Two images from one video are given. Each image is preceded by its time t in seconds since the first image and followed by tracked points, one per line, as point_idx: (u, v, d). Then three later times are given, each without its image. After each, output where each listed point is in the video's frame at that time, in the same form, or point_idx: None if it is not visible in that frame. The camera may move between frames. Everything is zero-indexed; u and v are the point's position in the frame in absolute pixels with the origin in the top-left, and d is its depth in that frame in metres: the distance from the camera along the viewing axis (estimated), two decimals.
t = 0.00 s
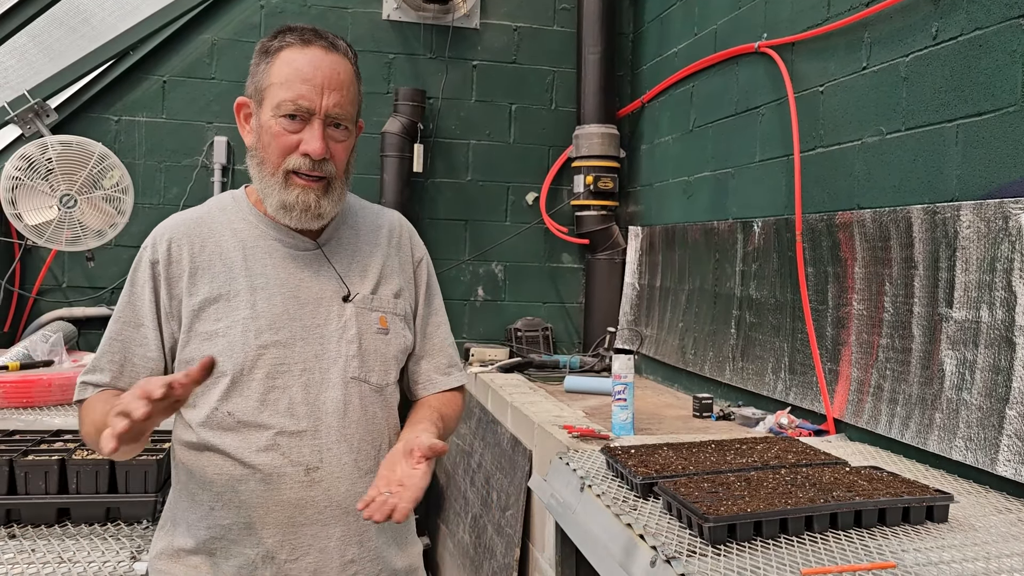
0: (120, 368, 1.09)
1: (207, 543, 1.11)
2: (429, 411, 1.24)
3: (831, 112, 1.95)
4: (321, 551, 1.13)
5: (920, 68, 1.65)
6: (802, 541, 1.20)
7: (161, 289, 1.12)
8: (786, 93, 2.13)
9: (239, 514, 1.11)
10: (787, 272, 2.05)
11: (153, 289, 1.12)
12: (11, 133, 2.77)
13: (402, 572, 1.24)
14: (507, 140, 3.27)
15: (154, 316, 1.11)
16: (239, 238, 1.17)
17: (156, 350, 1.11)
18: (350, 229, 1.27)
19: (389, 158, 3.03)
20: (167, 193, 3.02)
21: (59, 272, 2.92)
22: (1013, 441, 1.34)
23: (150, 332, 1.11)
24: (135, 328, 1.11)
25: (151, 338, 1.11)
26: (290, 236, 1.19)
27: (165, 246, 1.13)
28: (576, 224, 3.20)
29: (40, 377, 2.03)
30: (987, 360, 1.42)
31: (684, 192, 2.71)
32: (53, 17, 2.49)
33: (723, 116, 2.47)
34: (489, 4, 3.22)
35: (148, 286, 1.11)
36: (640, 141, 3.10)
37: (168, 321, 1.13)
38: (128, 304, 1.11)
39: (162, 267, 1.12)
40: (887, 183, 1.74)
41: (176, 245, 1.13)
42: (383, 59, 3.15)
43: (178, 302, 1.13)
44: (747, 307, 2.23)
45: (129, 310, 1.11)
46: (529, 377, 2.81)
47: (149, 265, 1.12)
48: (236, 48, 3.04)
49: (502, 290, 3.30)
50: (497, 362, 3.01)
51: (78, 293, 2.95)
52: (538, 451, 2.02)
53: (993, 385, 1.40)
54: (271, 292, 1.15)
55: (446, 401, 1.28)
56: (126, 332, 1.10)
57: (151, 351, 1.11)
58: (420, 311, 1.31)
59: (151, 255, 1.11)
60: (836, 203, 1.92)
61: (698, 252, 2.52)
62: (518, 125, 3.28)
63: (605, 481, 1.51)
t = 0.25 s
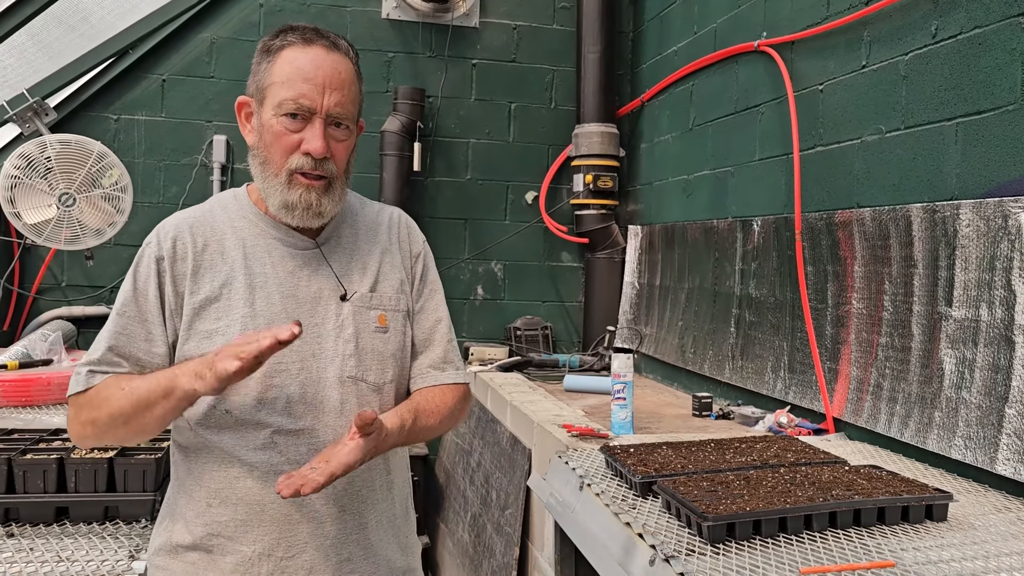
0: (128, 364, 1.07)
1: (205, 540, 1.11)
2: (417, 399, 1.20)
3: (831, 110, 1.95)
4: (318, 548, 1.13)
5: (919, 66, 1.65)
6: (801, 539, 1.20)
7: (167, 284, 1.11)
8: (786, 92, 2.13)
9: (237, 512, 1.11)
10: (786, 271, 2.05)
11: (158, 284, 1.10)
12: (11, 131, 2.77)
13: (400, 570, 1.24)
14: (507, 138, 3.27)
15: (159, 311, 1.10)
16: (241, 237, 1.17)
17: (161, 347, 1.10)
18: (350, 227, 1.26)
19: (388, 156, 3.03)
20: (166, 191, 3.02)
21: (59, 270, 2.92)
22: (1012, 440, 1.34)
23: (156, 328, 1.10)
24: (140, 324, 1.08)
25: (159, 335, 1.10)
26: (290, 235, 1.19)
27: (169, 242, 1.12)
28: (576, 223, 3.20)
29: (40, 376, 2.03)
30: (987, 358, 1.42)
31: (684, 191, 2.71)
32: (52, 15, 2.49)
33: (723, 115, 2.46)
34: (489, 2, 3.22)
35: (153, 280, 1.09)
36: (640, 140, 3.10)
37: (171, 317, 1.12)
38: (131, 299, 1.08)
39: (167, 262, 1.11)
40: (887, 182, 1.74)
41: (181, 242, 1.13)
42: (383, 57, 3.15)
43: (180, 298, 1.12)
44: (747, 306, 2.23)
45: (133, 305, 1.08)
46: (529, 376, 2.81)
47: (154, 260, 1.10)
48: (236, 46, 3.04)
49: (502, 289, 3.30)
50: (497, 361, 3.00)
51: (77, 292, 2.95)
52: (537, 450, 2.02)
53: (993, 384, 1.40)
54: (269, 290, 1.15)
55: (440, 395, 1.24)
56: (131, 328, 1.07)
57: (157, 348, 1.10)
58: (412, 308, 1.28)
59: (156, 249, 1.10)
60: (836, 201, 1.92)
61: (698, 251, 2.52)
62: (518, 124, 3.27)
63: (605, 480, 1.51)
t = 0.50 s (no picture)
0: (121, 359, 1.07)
1: (203, 539, 1.10)
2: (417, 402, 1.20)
3: (830, 109, 1.95)
4: (315, 547, 1.13)
5: (919, 65, 1.64)
6: (801, 539, 1.20)
7: (160, 279, 1.11)
8: (786, 92, 2.12)
9: (235, 510, 1.11)
10: (786, 270, 2.05)
11: (152, 279, 1.11)
12: (10, 130, 2.77)
13: (400, 570, 1.24)
14: (506, 138, 3.27)
15: (153, 307, 1.10)
16: (237, 235, 1.17)
17: (156, 343, 1.10)
18: (348, 225, 1.26)
19: (388, 156, 3.03)
20: (166, 191, 3.02)
21: (59, 270, 2.92)
22: (1012, 439, 1.34)
23: (150, 324, 1.10)
24: (135, 317, 1.09)
25: (150, 332, 1.10)
26: (288, 234, 1.19)
27: (165, 237, 1.12)
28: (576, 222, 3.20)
29: (39, 375, 2.02)
30: (987, 358, 1.41)
31: (684, 191, 2.70)
32: (52, 15, 2.48)
33: (723, 115, 2.46)
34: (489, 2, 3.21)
35: (146, 275, 1.10)
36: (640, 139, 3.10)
37: (163, 313, 1.12)
38: (126, 293, 1.09)
39: (162, 258, 1.11)
40: (887, 181, 1.74)
41: (176, 237, 1.13)
42: (382, 57, 3.15)
43: (174, 294, 1.13)
44: (746, 306, 2.23)
45: (128, 300, 1.09)
46: (529, 376, 2.81)
47: (148, 255, 1.11)
48: (236, 46, 3.03)
49: (502, 289, 3.30)
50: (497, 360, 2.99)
51: (77, 292, 2.95)
52: (537, 449, 2.02)
53: (992, 383, 1.40)
54: (266, 290, 1.15)
55: (439, 395, 1.23)
56: (125, 321, 1.07)
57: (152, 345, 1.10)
58: (413, 306, 1.28)
59: (151, 245, 1.10)
60: (835, 201, 1.92)
61: (698, 250, 2.52)
62: (517, 123, 3.27)
63: (604, 479, 1.51)
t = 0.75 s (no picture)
0: (128, 366, 1.07)
1: (203, 539, 1.11)
2: (417, 390, 1.20)
3: (830, 109, 1.95)
4: (314, 547, 1.14)
5: (918, 65, 1.65)
6: (800, 539, 1.20)
7: (164, 285, 1.11)
8: (785, 91, 2.12)
9: (234, 511, 1.11)
10: (785, 271, 2.05)
11: (157, 284, 1.11)
12: (10, 130, 2.77)
13: (399, 569, 1.24)
14: (506, 138, 3.27)
15: (161, 311, 1.11)
16: (237, 236, 1.17)
17: (164, 346, 1.11)
18: (346, 225, 1.26)
19: (388, 155, 3.03)
20: (165, 191, 3.02)
21: (58, 270, 2.92)
22: (1011, 440, 1.34)
23: (157, 327, 1.10)
24: (143, 323, 1.09)
25: (150, 334, 1.10)
26: (285, 233, 1.19)
27: (166, 241, 1.12)
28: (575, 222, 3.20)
29: (39, 375, 2.02)
30: (986, 358, 1.42)
31: (683, 190, 2.70)
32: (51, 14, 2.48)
33: (722, 113, 2.46)
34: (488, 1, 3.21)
35: (151, 282, 1.10)
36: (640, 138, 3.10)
37: (167, 317, 1.12)
38: (133, 300, 1.09)
39: (165, 262, 1.11)
40: (886, 181, 1.74)
41: (177, 241, 1.13)
42: (382, 57, 3.15)
43: (176, 298, 1.12)
44: (746, 306, 2.23)
45: (134, 306, 1.09)
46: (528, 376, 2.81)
47: (152, 261, 1.11)
48: (235, 45, 3.03)
49: (501, 289, 3.30)
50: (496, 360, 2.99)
51: (77, 292, 2.95)
52: (536, 449, 2.02)
53: (991, 383, 1.40)
54: (265, 290, 1.15)
55: (441, 386, 1.24)
56: (134, 330, 1.08)
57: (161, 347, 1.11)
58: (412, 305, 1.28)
59: (153, 250, 1.10)
60: (835, 200, 1.92)
61: (698, 250, 2.52)
62: (517, 123, 3.27)
63: (603, 480, 1.51)
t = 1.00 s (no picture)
0: (126, 370, 1.08)
1: (205, 540, 1.11)
2: (417, 391, 1.21)
3: (830, 110, 1.95)
4: (316, 546, 1.14)
5: (918, 66, 1.65)
6: (800, 539, 1.21)
7: (161, 289, 1.11)
8: (785, 92, 2.12)
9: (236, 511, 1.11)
10: (785, 271, 2.05)
11: (155, 289, 1.11)
12: (10, 130, 2.77)
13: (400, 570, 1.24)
14: (506, 138, 3.27)
15: (159, 316, 1.11)
16: (236, 238, 1.17)
17: (160, 349, 1.11)
18: (345, 226, 1.26)
19: (388, 156, 3.03)
20: (165, 191, 3.02)
21: (58, 270, 2.92)
22: (1011, 440, 1.34)
23: (154, 331, 1.10)
24: (141, 327, 1.10)
25: (151, 335, 1.10)
26: (285, 234, 1.19)
27: (164, 245, 1.12)
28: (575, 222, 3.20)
29: (40, 375, 2.02)
30: (985, 358, 1.42)
31: (683, 189, 2.70)
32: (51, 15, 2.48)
33: (721, 113, 2.47)
34: (488, 2, 3.21)
35: (148, 286, 1.10)
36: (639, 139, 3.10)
37: (168, 320, 1.12)
38: (130, 305, 1.10)
39: (162, 266, 1.11)
40: (886, 181, 1.74)
41: (174, 244, 1.13)
42: (382, 57, 3.15)
43: (175, 301, 1.12)
44: (746, 306, 2.23)
45: (132, 311, 1.10)
46: (528, 376, 2.81)
47: (149, 265, 1.11)
48: (235, 46, 3.03)
49: (501, 289, 3.30)
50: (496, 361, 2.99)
51: (77, 292, 2.95)
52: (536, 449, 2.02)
53: (991, 384, 1.40)
54: (265, 291, 1.15)
55: (441, 388, 1.25)
56: (132, 334, 1.09)
57: (157, 351, 1.10)
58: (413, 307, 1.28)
59: (150, 256, 1.10)
60: (834, 200, 1.92)
61: (698, 250, 2.52)
62: (517, 123, 3.27)
63: (603, 480, 1.51)
